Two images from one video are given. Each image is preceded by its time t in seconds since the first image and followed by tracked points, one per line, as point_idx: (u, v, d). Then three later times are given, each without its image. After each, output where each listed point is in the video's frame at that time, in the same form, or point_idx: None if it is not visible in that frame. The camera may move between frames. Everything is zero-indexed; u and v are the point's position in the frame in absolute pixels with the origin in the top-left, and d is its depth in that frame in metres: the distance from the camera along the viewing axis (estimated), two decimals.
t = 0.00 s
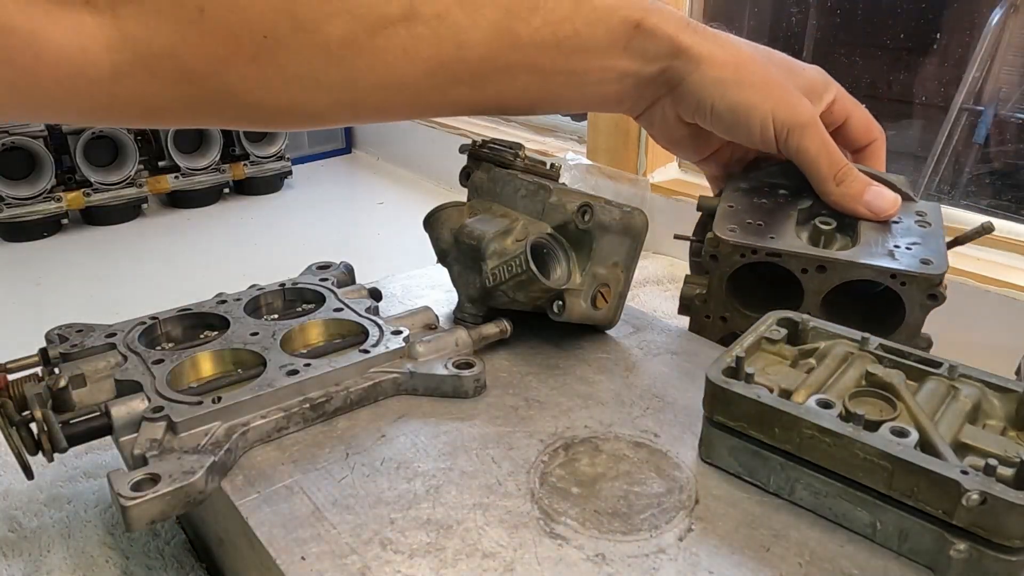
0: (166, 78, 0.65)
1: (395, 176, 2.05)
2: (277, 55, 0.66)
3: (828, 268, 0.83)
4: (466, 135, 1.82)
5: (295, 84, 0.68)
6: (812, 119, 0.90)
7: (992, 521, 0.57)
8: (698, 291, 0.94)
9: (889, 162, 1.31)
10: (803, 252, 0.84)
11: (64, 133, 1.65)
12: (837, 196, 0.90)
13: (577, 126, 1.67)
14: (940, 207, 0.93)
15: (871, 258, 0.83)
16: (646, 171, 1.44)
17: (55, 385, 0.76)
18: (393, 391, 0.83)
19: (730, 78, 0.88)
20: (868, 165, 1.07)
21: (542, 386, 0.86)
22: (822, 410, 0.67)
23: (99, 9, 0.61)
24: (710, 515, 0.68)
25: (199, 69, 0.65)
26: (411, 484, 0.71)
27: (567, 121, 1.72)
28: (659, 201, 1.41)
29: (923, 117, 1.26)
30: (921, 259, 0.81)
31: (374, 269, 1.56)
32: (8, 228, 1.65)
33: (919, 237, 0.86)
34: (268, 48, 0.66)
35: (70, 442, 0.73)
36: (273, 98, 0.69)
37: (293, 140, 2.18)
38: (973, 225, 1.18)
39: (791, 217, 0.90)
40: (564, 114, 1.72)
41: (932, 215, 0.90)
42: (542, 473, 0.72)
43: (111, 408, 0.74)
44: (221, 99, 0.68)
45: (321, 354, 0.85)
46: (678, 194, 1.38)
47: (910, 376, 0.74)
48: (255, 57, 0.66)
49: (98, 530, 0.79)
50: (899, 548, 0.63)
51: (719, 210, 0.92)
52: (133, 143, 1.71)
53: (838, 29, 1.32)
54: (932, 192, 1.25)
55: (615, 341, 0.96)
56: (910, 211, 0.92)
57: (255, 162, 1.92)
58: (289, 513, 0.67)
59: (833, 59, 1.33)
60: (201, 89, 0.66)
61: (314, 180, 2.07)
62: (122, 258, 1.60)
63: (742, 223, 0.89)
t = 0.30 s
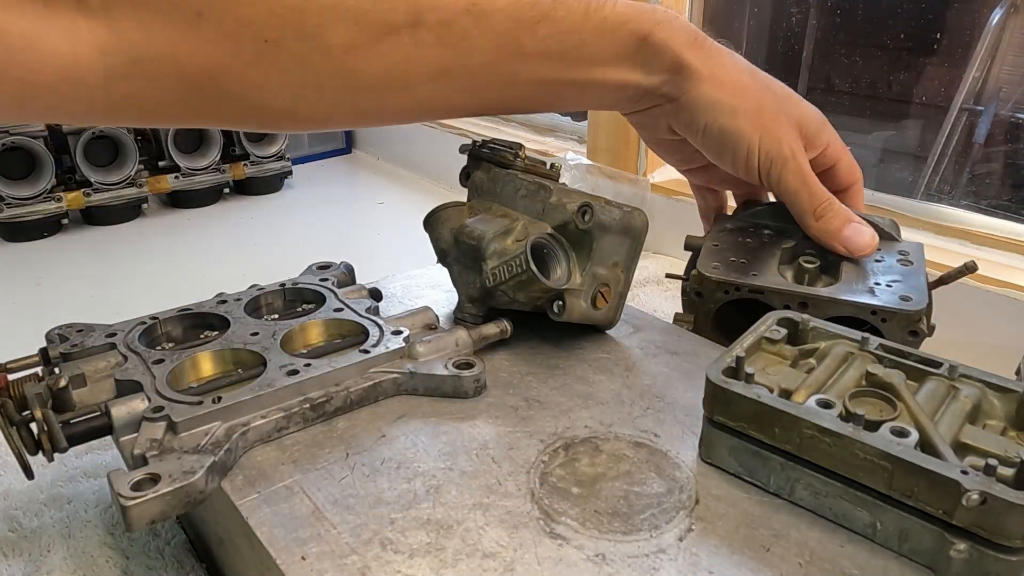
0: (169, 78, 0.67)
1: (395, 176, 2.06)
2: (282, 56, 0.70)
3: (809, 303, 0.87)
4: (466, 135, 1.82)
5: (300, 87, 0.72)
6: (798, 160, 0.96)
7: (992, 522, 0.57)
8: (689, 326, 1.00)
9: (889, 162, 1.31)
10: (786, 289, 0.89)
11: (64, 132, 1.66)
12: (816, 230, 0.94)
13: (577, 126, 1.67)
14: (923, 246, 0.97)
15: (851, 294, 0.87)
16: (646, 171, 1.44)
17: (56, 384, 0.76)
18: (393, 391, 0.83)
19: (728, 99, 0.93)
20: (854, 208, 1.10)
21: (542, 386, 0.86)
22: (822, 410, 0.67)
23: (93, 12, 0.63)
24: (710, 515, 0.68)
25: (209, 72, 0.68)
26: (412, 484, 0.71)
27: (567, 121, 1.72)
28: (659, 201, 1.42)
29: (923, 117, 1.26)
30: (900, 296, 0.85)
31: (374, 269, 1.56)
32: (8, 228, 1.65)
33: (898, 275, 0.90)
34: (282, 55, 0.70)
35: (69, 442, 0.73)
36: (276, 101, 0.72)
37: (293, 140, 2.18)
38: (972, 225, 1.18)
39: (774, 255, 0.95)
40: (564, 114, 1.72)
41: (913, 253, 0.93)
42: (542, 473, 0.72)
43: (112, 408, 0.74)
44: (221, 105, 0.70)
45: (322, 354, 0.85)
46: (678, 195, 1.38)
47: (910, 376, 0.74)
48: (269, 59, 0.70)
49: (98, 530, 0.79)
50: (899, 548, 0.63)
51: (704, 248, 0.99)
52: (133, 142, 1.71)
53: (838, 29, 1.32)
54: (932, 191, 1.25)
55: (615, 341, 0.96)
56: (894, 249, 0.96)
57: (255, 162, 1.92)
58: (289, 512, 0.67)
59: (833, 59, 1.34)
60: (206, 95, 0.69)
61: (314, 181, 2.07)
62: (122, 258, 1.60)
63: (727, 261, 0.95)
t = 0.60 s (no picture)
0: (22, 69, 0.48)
1: (395, 176, 2.06)
2: None
3: (809, 302, 0.87)
4: (466, 135, 1.81)
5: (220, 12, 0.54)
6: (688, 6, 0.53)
7: (992, 522, 0.57)
8: (689, 327, 1.00)
9: (889, 162, 1.31)
10: (786, 289, 0.89)
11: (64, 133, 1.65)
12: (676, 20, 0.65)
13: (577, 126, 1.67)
14: (923, 246, 0.96)
15: (851, 294, 0.87)
16: (647, 171, 1.45)
17: (56, 384, 0.75)
18: (393, 391, 0.83)
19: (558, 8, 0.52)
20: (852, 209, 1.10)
21: (542, 386, 0.86)
22: (822, 410, 0.67)
23: None
24: (710, 515, 0.68)
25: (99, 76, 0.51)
26: (412, 484, 0.71)
27: (568, 121, 1.72)
28: (660, 201, 1.42)
29: (923, 117, 1.26)
30: (900, 296, 0.85)
31: (375, 270, 1.56)
32: (8, 228, 1.65)
33: (899, 275, 0.90)
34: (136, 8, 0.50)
35: (69, 441, 0.73)
36: (213, 48, 0.55)
37: (293, 140, 2.18)
38: (973, 225, 1.18)
39: (774, 254, 0.95)
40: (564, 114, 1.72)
41: (913, 253, 0.94)
42: (542, 473, 0.72)
43: (112, 408, 0.74)
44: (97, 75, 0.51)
45: (322, 354, 0.85)
46: (678, 195, 1.39)
47: (910, 376, 0.74)
48: None
49: (98, 530, 0.79)
50: (899, 548, 0.63)
51: (705, 246, 0.99)
52: (133, 143, 1.71)
53: (838, 29, 1.32)
54: (932, 192, 1.25)
55: (615, 341, 0.95)
56: (894, 249, 0.96)
57: (255, 162, 1.92)
58: (289, 512, 0.67)
59: (833, 59, 1.34)
60: (109, 79, 0.52)
61: (314, 180, 2.07)
62: (122, 258, 1.60)
63: (726, 262, 0.95)
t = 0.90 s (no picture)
0: None
1: (395, 176, 2.06)
2: None
3: (810, 302, 0.87)
4: (466, 135, 1.82)
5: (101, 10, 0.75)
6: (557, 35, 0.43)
7: (992, 522, 0.57)
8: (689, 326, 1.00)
9: (889, 162, 1.31)
10: (786, 289, 0.89)
11: (64, 132, 1.65)
12: None
13: (577, 126, 1.68)
14: (923, 247, 0.96)
15: (850, 294, 0.87)
16: (646, 171, 1.45)
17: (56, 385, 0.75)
18: (393, 391, 0.83)
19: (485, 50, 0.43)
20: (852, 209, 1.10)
21: (542, 386, 0.86)
22: (822, 410, 0.67)
23: None
24: (710, 515, 0.68)
25: None
26: (412, 484, 0.71)
27: (567, 121, 1.72)
28: (659, 201, 1.42)
29: (923, 117, 1.26)
30: (900, 296, 0.85)
31: (374, 270, 1.56)
32: (8, 228, 1.65)
33: (899, 274, 0.90)
34: None
35: (69, 441, 0.73)
36: None
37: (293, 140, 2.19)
38: (972, 225, 1.18)
39: (774, 254, 0.95)
40: (564, 114, 1.72)
41: (913, 252, 0.94)
42: (542, 473, 0.72)
43: (112, 408, 0.74)
44: None
45: (322, 354, 0.85)
46: (678, 195, 1.39)
47: (910, 376, 0.74)
48: None
49: (97, 530, 0.79)
50: (899, 548, 0.63)
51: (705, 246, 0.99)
52: (133, 142, 1.71)
53: (837, 29, 1.32)
54: (932, 192, 1.25)
55: (615, 341, 0.96)
56: (894, 249, 0.96)
57: (255, 162, 1.92)
58: (289, 512, 0.67)
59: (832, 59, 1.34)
60: None
61: (314, 180, 2.07)
62: (122, 258, 1.60)
63: (726, 262, 0.95)
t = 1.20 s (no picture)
0: None
1: (395, 176, 2.06)
2: None
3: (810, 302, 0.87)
4: (466, 135, 1.82)
5: None
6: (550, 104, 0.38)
7: (992, 522, 0.57)
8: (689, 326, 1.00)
9: (889, 162, 1.31)
10: (785, 289, 0.89)
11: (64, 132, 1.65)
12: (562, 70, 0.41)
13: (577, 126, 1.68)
14: (923, 247, 0.97)
15: (850, 294, 0.87)
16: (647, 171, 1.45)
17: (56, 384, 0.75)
18: (393, 391, 0.83)
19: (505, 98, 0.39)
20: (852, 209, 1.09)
21: (542, 386, 0.86)
22: (823, 410, 0.67)
23: None
24: (710, 515, 0.68)
25: None
26: (411, 484, 0.71)
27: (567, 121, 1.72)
28: (660, 201, 1.42)
29: (923, 117, 1.26)
30: (900, 296, 0.85)
31: (374, 270, 1.56)
32: (8, 228, 1.65)
33: (898, 274, 0.90)
34: None
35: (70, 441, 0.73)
36: None
37: (293, 140, 2.19)
38: (972, 225, 1.18)
39: (774, 254, 0.95)
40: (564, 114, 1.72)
41: (912, 252, 0.94)
42: (542, 473, 0.72)
43: (112, 408, 0.74)
44: None
45: (322, 354, 0.85)
46: (678, 195, 1.39)
47: (910, 376, 0.74)
48: None
49: (97, 530, 0.79)
50: (899, 548, 0.63)
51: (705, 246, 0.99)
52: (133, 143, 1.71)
53: (837, 29, 1.32)
54: (932, 192, 1.25)
55: (615, 341, 0.96)
56: (893, 249, 0.96)
57: (255, 162, 1.92)
58: (289, 512, 0.67)
59: (833, 58, 1.34)
60: None
61: (314, 181, 2.07)
62: (122, 258, 1.61)
63: (726, 262, 0.95)
